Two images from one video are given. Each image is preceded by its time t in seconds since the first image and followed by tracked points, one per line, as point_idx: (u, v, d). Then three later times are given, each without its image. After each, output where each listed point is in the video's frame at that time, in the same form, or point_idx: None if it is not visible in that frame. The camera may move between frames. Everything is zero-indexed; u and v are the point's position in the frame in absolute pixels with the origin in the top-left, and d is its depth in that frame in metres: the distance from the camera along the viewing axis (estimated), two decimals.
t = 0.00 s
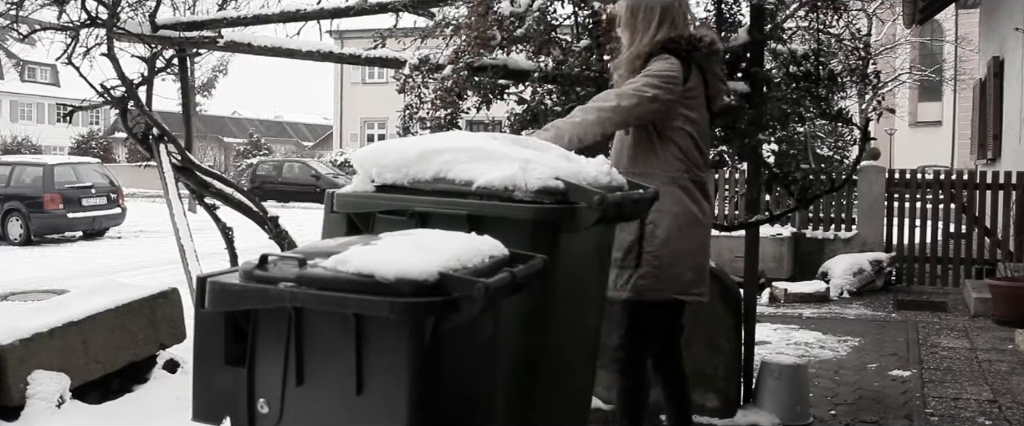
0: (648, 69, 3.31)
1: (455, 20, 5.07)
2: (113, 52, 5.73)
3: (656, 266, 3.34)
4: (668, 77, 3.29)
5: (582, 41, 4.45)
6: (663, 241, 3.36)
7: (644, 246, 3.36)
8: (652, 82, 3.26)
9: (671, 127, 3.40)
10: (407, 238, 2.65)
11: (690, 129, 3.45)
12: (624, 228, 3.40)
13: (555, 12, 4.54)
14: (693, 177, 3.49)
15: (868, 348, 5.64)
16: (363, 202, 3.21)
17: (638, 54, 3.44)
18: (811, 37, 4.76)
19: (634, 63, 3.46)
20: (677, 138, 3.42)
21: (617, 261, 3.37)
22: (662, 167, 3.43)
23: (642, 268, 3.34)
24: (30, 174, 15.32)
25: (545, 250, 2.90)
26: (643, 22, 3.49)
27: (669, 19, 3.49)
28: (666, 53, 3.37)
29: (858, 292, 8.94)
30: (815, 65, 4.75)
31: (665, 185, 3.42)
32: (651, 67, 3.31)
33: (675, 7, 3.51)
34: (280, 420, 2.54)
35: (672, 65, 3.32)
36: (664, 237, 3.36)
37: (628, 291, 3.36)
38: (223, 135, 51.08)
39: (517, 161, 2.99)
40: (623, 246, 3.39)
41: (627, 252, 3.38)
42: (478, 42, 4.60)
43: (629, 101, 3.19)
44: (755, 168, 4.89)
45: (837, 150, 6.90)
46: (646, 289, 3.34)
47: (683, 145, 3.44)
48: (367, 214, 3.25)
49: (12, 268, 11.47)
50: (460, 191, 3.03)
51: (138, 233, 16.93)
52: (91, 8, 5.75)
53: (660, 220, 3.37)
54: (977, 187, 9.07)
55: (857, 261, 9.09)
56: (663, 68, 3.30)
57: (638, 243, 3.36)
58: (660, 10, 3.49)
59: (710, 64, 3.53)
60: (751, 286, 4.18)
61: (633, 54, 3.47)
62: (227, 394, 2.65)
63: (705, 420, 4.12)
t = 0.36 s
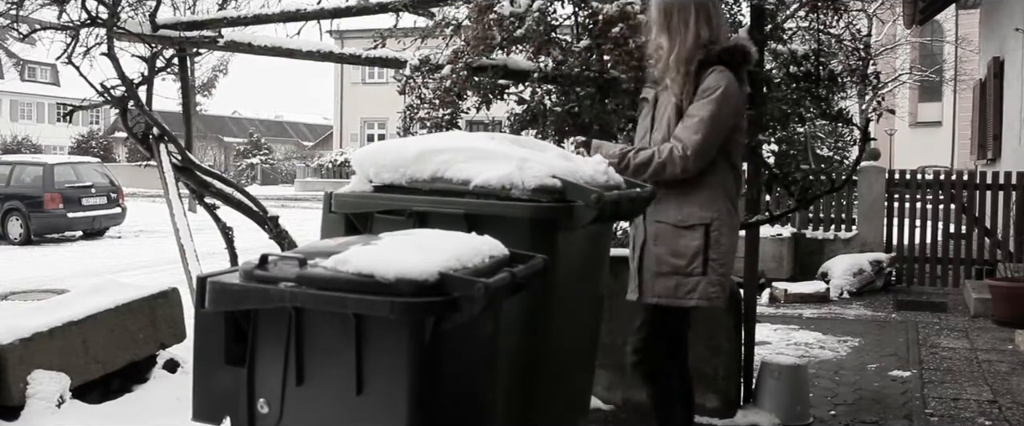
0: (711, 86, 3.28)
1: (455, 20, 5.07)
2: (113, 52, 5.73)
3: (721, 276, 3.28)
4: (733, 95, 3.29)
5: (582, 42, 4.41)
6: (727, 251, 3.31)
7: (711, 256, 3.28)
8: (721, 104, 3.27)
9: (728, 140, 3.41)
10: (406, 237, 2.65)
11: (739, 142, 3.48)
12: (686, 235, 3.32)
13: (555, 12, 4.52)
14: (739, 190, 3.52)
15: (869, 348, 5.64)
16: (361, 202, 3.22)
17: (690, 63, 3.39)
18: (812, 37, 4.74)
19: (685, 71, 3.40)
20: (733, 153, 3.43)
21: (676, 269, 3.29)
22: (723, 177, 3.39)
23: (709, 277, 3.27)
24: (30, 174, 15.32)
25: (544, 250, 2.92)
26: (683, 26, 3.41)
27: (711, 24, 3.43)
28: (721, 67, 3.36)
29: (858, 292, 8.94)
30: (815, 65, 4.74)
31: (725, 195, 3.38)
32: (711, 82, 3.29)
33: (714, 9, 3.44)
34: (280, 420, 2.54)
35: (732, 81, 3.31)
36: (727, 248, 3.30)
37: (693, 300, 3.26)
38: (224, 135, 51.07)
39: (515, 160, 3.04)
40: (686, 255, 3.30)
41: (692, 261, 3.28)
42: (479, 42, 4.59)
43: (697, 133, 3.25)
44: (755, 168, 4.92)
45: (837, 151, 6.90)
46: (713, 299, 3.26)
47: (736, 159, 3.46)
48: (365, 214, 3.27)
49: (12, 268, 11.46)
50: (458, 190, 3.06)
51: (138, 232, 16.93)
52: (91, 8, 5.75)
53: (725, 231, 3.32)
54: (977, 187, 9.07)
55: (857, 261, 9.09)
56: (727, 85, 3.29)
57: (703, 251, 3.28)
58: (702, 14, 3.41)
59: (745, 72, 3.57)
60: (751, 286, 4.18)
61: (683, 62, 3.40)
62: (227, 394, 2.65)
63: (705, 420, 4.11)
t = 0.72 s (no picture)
0: (737, 86, 3.00)
1: (455, 19, 5.06)
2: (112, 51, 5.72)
3: (742, 286, 3.05)
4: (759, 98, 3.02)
5: (582, 41, 4.38)
6: (748, 262, 3.07)
7: (732, 265, 3.03)
8: (748, 107, 2.99)
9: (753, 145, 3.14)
10: (406, 238, 2.66)
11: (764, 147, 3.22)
12: (707, 242, 3.06)
13: (554, 12, 4.53)
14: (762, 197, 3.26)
15: (868, 348, 5.64)
16: (361, 202, 3.22)
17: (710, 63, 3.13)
18: (811, 37, 4.75)
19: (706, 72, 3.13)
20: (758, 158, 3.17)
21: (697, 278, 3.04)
22: (749, 184, 3.12)
23: (729, 289, 3.03)
24: (29, 173, 15.30)
25: (544, 250, 2.93)
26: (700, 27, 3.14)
27: (729, 23, 3.18)
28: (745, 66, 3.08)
29: (858, 292, 8.94)
30: (815, 65, 4.72)
31: (750, 203, 3.11)
32: (734, 84, 3.01)
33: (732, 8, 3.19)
34: (280, 420, 2.54)
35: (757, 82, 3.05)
36: (748, 257, 3.07)
37: (712, 310, 3.02)
38: (223, 135, 51.05)
39: (516, 161, 3.04)
40: (708, 262, 3.04)
41: (713, 269, 3.03)
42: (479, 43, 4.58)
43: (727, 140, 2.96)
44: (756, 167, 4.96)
45: (837, 151, 6.90)
46: (733, 309, 3.02)
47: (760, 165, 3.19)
48: (366, 214, 3.27)
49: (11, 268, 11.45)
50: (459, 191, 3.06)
51: (138, 232, 16.92)
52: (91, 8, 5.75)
53: (747, 241, 3.08)
54: (977, 188, 9.07)
55: (857, 261, 9.10)
56: (753, 87, 3.02)
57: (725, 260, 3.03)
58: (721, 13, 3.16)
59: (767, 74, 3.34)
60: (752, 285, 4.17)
61: (703, 63, 3.15)
62: (227, 394, 2.65)
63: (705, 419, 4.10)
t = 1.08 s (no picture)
0: (750, 85, 2.88)
1: (449, 19, 5.10)
2: (105, 51, 5.71)
3: (751, 294, 2.89)
4: (775, 98, 2.87)
5: (575, 41, 4.42)
6: (762, 269, 2.89)
7: (741, 272, 2.90)
8: (761, 108, 2.86)
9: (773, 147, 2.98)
10: (400, 237, 2.66)
11: (790, 148, 3.04)
12: (715, 248, 2.96)
13: (548, 12, 4.54)
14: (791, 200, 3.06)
15: (861, 348, 5.65)
16: (355, 202, 3.22)
17: (729, 62, 3.00)
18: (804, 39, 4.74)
19: (724, 71, 3.01)
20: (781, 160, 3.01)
21: (704, 281, 2.96)
22: (767, 188, 2.96)
23: (738, 295, 2.90)
24: (21, 173, 15.22)
25: (537, 250, 2.93)
26: (719, 25, 3.02)
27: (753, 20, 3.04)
28: (764, 66, 2.95)
29: (851, 292, 8.92)
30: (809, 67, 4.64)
31: (768, 207, 2.95)
32: (750, 84, 2.88)
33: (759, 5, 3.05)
34: (272, 419, 2.54)
35: (774, 82, 2.90)
36: (762, 263, 2.89)
37: (717, 317, 2.93)
38: (217, 135, 50.94)
39: (510, 161, 3.05)
40: (715, 268, 2.94)
41: (721, 275, 2.93)
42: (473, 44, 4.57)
43: (736, 143, 2.85)
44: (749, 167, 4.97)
45: (831, 152, 6.92)
46: (740, 318, 2.90)
47: (783, 168, 3.02)
48: (359, 214, 3.26)
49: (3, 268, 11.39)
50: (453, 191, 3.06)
51: (131, 232, 16.87)
52: (84, 7, 5.73)
53: (760, 247, 2.90)
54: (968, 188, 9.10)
55: (850, 261, 9.11)
56: (768, 86, 2.88)
57: (733, 265, 2.90)
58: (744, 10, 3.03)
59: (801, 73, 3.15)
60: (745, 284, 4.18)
61: (720, 61, 3.03)
62: (220, 394, 2.64)
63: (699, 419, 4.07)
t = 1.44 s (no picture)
0: (740, 89, 2.90)
1: (427, 20, 5.09)
2: (80, 49, 5.65)
3: (726, 296, 2.90)
4: (766, 101, 2.89)
5: (554, 42, 4.41)
6: (737, 273, 2.89)
7: (716, 273, 2.91)
8: (752, 111, 2.87)
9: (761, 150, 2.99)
10: (378, 237, 2.66)
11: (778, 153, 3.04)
12: (694, 248, 2.96)
13: (526, 13, 4.56)
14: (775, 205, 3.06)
15: (836, 347, 5.69)
16: (332, 202, 3.22)
17: (721, 63, 3.02)
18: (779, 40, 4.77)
19: (718, 74, 3.04)
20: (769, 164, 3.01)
21: (681, 282, 2.96)
22: (752, 191, 2.97)
23: (712, 297, 2.91)
24: None
25: (514, 250, 2.95)
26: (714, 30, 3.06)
27: (746, 23, 3.06)
28: (756, 69, 2.96)
29: (826, 292, 8.94)
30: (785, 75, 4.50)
31: (751, 210, 2.95)
32: (740, 87, 2.90)
33: (751, 8, 3.07)
34: (249, 420, 2.53)
35: (766, 85, 2.91)
36: (738, 267, 2.90)
37: (690, 318, 2.94)
38: (195, 134, 50.58)
39: (486, 161, 3.07)
40: (693, 267, 2.95)
41: (697, 275, 2.93)
42: (450, 42, 4.63)
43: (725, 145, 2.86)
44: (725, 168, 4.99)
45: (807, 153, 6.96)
46: (712, 320, 2.91)
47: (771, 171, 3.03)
48: (336, 214, 3.26)
49: None
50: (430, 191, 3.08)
51: (106, 232, 16.72)
52: (59, 5, 5.68)
53: (738, 249, 2.91)
54: (942, 189, 9.17)
55: (825, 261, 9.15)
56: (759, 89, 2.89)
57: (710, 266, 2.91)
58: (735, 13, 3.05)
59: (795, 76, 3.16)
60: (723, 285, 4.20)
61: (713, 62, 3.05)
62: (196, 395, 2.62)
63: (674, 419, 4.08)
